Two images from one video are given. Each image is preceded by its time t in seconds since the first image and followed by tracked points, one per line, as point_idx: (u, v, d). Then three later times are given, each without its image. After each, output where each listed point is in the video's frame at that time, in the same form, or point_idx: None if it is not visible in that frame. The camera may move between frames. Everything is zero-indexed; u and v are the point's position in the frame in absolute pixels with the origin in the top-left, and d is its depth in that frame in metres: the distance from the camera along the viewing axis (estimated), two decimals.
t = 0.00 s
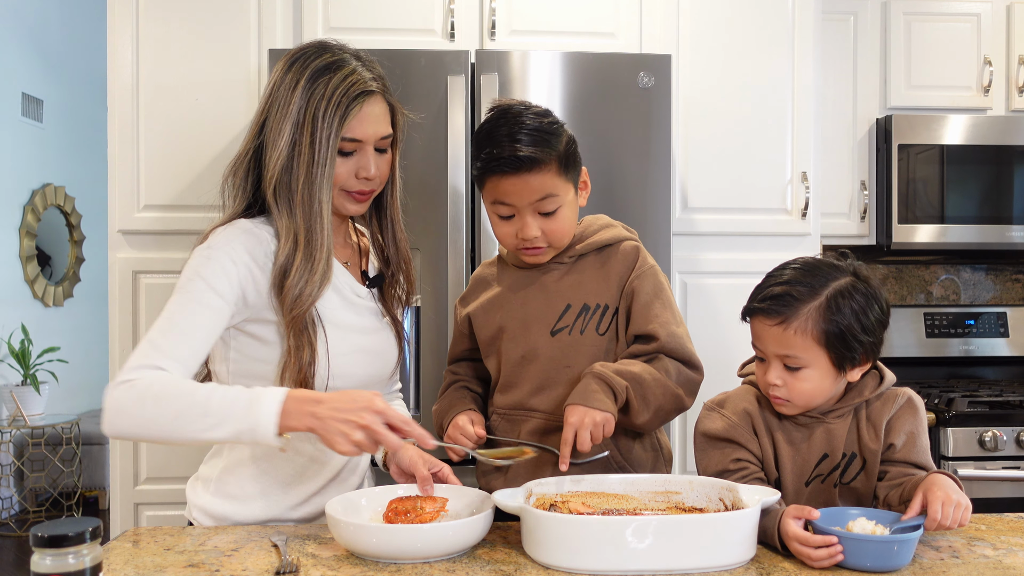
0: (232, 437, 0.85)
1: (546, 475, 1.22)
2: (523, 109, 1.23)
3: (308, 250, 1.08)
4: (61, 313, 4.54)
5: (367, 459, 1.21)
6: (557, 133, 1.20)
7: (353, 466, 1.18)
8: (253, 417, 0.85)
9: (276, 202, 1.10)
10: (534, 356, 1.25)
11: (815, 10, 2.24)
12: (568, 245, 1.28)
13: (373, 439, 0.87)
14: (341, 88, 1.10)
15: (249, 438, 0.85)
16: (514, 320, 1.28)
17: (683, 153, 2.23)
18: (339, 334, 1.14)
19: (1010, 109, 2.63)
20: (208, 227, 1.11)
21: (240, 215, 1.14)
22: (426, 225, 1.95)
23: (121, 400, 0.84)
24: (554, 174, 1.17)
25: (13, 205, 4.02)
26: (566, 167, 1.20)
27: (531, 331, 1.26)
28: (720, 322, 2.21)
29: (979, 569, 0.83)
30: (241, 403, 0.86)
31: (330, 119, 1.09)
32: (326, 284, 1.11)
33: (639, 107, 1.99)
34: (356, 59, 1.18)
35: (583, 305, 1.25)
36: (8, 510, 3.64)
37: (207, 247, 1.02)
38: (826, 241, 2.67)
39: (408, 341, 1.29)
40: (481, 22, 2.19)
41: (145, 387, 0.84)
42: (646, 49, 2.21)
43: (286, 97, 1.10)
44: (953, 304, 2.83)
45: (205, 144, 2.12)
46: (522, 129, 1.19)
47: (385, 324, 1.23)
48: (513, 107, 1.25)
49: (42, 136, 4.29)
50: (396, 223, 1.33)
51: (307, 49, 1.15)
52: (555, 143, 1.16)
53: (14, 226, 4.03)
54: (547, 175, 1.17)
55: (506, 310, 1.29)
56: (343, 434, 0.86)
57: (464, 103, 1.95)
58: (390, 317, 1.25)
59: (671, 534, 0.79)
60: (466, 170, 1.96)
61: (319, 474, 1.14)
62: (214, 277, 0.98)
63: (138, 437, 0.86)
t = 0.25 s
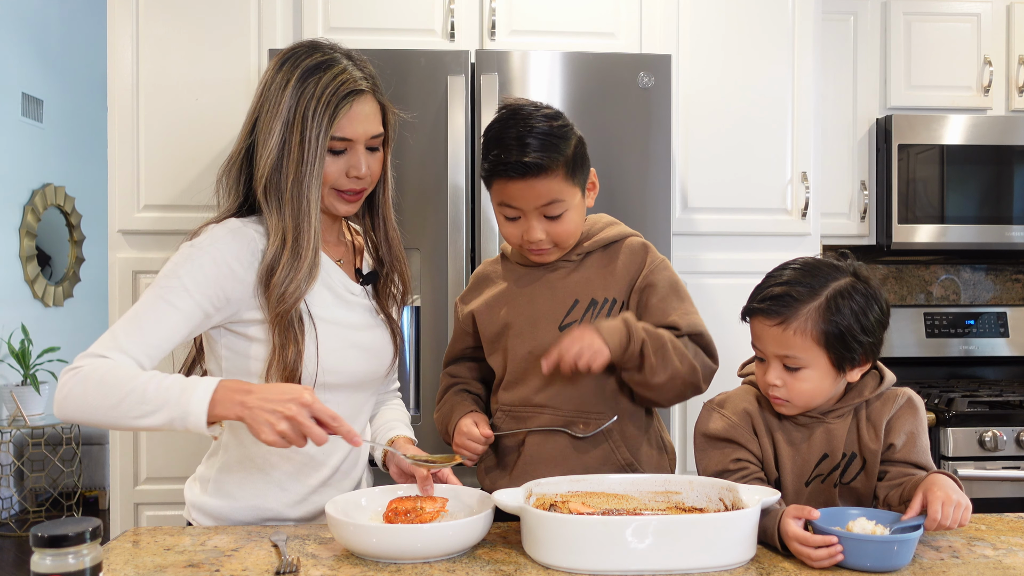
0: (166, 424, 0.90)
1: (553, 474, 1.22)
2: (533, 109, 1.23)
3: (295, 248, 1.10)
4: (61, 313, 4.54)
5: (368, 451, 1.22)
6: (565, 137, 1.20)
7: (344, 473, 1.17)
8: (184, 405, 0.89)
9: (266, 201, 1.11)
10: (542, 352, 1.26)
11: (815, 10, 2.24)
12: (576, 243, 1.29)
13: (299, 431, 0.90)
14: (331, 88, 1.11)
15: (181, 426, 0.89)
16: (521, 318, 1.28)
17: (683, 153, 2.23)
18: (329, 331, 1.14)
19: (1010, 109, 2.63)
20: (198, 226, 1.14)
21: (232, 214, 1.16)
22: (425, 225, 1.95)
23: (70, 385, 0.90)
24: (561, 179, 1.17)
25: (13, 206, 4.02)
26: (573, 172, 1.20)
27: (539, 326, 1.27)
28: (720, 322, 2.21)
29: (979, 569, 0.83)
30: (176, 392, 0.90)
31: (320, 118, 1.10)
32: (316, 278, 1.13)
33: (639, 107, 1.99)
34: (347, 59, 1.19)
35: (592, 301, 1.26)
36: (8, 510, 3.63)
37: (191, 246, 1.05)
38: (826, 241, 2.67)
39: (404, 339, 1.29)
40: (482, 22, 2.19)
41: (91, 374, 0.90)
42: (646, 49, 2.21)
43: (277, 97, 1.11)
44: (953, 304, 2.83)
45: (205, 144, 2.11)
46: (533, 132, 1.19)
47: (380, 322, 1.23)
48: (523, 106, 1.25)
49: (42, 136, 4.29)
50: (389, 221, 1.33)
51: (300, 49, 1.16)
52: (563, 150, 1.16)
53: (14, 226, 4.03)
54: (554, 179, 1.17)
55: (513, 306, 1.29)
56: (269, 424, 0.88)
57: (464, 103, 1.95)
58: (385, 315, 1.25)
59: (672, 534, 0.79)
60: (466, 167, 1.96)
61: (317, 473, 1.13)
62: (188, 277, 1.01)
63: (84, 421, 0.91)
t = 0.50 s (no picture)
0: (153, 424, 0.94)
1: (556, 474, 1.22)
2: (542, 107, 1.24)
3: (286, 248, 1.10)
4: (61, 313, 4.54)
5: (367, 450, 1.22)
6: (574, 133, 1.21)
7: (341, 473, 1.17)
8: (169, 407, 0.93)
9: (257, 202, 1.12)
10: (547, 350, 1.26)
11: (815, 11, 2.24)
12: (584, 242, 1.30)
13: (277, 428, 0.92)
14: (318, 88, 1.11)
15: (167, 426, 0.94)
16: (527, 315, 1.28)
17: (684, 153, 2.23)
18: (324, 330, 1.14)
19: (1010, 109, 2.63)
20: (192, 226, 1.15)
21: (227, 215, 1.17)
22: (424, 225, 1.95)
23: (64, 386, 0.95)
24: (568, 174, 1.17)
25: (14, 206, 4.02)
26: (580, 168, 1.20)
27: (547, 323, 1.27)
28: (720, 322, 2.21)
29: (979, 569, 0.83)
30: (162, 393, 0.94)
31: (308, 118, 1.10)
32: (307, 281, 1.13)
33: (639, 107, 1.99)
34: (337, 58, 1.18)
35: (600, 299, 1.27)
36: (8, 510, 3.63)
37: (182, 245, 1.07)
38: (826, 241, 2.67)
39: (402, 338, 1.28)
40: (481, 22, 2.19)
41: (83, 375, 0.94)
42: (646, 49, 2.21)
43: (266, 98, 1.11)
44: (953, 304, 2.83)
45: (205, 144, 2.11)
46: (543, 128, 1.19)
47: (377, 318, 1.23)
48: (533, 104, 1.25)
49: (43, 136, 4.29)
50: (382, 219, 1.33)
51: (289, 49, 1.16)
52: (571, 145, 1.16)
53: (14, 226, 4.03)
54: (561, 175, 1.17)
55: (520, 303, 1.30)
56: (248, 421, 0.92)
57: (463, 103, 1.95)
58: (381, 312, 1.24)
59: (672, 534, 0.79)
60: (465, 167, 1.96)
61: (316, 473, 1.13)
62: (178, 278, 1.03)
63: (77, 420, 0.96)
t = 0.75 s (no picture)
0: (157, 427, 0.94)
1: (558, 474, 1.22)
2: (545, 107, 1.24)
3: (280, 247, 1.10)
4: (61, 313, 4.54)
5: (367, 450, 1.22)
6: (576, 134, 1.21)
7: (340, 473, 1.17)
8: (174, 409, 0.93)
9: (251, 202, 1.12)
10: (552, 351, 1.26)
11: (815, 11, 2.24)
12: (589, 243, 1.31)
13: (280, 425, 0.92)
14: (310, 88, 1.11)
15: (172, 428, 0.94)
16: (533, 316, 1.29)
17: (683, 153, 2.23)
18: (320, 330, 1.14)
19: (1010, 109, 2.63)
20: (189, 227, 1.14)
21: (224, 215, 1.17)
22: (424, 225, 1.96)
23: (68, 388, 0.95)
24: (568, 175, 1.18)
25: (14, 206, 4.02)
26: (581, 168, 1.20)
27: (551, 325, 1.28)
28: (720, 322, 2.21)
29: (979, 569, 0.83)
30: (167, 396, 0.94)
31: (300, 118, 1.10)
32: (300, 280, 1.13)
33: (639, 107, 1.99)
34: (329, 58, 1.19)
35: (606, 300, 1.27)
36: (8, 510, 3.63)
37: (182, 246, 1.07)
38: (826, 241, 2.67)
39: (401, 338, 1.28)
40: (481, 22, 2.19)
41: (87, 378, 0.95)
42: (646, 49, 2.21)
43: (258, 98, 1.11)
44: (953, 304, 2.83)
45: (204, 144, 2.11)
46: (546, 129, 1.20)
47: (375, 316, 1.23)
48: (535, 104, 1.26)
49: (43, 137, 4.29)
50: (377, 218, 1.33)
51: (281, 49, 1.16)
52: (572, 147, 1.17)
53: (14, 226, 4.03)
54: (560, 176, 1.17)
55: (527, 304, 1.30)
56: (253, 417, 0.91)
57: (463, 103, 1.95)
58: (380, 311, 1.25)
59: (672, 534, 0.79)
60: (465, 168, 1.96)
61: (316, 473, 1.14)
62: (178, 279, 1.03)
63: (82, 423, 0.96)
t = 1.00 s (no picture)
0: (158, 427, 0.94)
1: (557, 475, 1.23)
2: (547, 107, 1.24)
3: (278, 247, 1.10)
4: (61, 313, 4.54)
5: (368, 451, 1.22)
6: (579, 135, 1.21)
7: (341, 473, 1.17)
8: (174, 409, 0.93)
9: (249, 201, 1.12)
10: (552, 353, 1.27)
11: (815, 11, 2.24)
12: (590, 244, 1.31)
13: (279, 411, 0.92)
14: (307, 87, 1.11)
15: (173, 428, 0.94)
16: (533, 317, 1.29)
17: (683, 153, 2.23)
18: (320, 329, 1.15)
19: (1010, 109, 2.63)
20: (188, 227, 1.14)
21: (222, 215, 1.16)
22: (424, 225, 1.95)
23: (68, 387, 0.95)
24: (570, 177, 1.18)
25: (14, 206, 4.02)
26: (583, 169, 1.20)
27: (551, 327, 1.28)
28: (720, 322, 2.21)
29: (979, 569, 0.83)
30: (167, 396, 0.94)
31: (298, 117, 1.10)
32: (298, 280, 1.13)
33: (639, 107, 1.99)
34: (328, 58, 1.19)
35: (607, 302, 1.28)
36: (8, 510, 3.63)
37: (180, 246, 1.06)
38: (826, 241, 2.67)
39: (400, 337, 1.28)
40: (481, 22, 2.19)
41: (87, 377, 0.95)
42: (646, 49, 2.21)
43: (256, 98, 1.11)
44: (953, 304, 2.83)
45: (204, 144, 2.11)
46: (549, 129, 1.19)
47: (374, 316, 1.23)
48: (537, 104, 1.25)
49: (42, 137, 4.29)
50: (376, 217, 1.33)
51: (279, 49, 1.16)
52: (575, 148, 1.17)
53: (14, 226, 4.03)
54: (562, 177, 1.17)
55: (526, 304, 1.30)
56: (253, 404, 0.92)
57: (463, 103, 1.95)
58: (379, 311, 1.24)
59: (672, 534, 0.79)
60: (465, 168, 1.96)
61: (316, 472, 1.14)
62: (177, 280, 1.03)
63: (82, 423, 0.96)
